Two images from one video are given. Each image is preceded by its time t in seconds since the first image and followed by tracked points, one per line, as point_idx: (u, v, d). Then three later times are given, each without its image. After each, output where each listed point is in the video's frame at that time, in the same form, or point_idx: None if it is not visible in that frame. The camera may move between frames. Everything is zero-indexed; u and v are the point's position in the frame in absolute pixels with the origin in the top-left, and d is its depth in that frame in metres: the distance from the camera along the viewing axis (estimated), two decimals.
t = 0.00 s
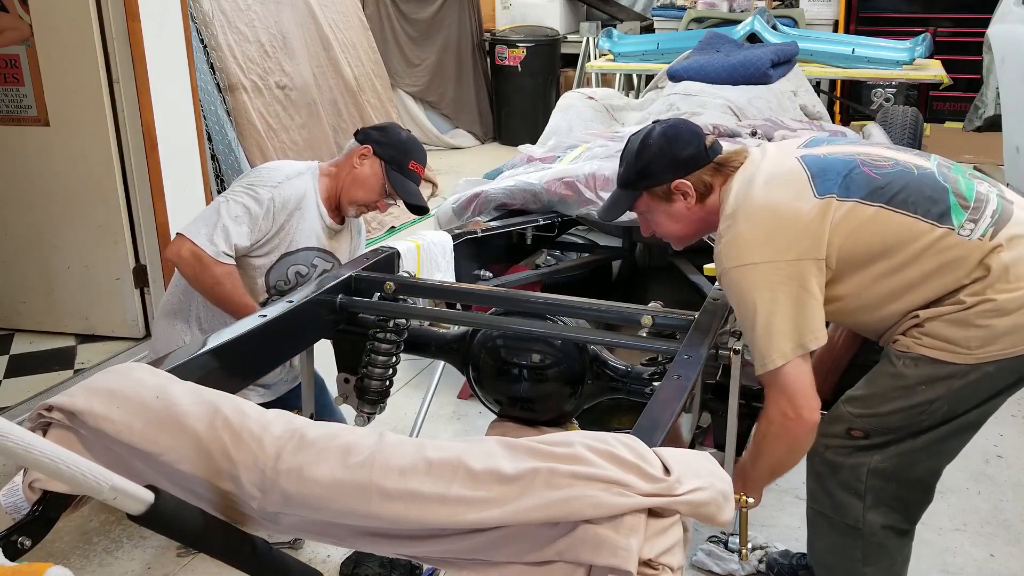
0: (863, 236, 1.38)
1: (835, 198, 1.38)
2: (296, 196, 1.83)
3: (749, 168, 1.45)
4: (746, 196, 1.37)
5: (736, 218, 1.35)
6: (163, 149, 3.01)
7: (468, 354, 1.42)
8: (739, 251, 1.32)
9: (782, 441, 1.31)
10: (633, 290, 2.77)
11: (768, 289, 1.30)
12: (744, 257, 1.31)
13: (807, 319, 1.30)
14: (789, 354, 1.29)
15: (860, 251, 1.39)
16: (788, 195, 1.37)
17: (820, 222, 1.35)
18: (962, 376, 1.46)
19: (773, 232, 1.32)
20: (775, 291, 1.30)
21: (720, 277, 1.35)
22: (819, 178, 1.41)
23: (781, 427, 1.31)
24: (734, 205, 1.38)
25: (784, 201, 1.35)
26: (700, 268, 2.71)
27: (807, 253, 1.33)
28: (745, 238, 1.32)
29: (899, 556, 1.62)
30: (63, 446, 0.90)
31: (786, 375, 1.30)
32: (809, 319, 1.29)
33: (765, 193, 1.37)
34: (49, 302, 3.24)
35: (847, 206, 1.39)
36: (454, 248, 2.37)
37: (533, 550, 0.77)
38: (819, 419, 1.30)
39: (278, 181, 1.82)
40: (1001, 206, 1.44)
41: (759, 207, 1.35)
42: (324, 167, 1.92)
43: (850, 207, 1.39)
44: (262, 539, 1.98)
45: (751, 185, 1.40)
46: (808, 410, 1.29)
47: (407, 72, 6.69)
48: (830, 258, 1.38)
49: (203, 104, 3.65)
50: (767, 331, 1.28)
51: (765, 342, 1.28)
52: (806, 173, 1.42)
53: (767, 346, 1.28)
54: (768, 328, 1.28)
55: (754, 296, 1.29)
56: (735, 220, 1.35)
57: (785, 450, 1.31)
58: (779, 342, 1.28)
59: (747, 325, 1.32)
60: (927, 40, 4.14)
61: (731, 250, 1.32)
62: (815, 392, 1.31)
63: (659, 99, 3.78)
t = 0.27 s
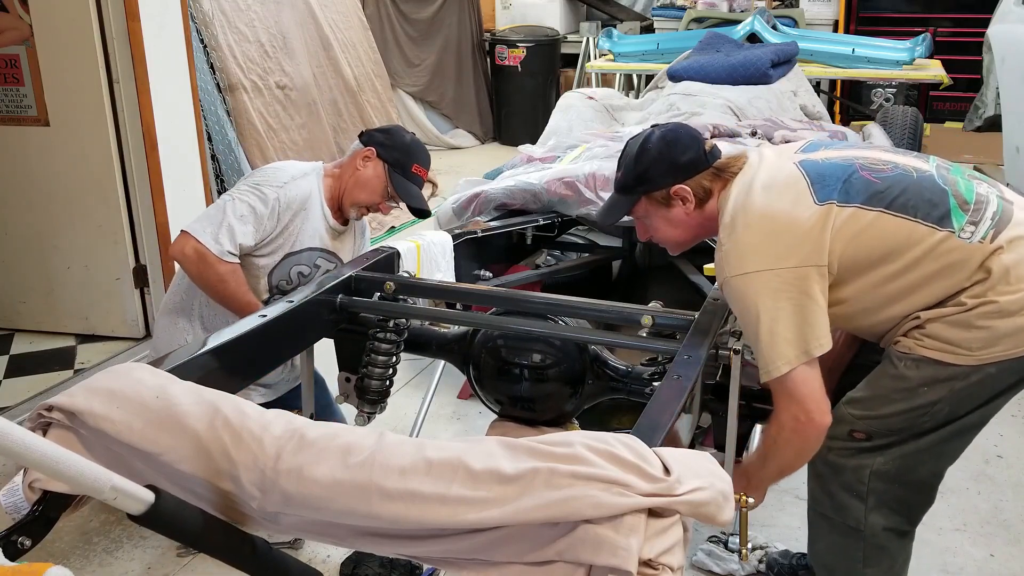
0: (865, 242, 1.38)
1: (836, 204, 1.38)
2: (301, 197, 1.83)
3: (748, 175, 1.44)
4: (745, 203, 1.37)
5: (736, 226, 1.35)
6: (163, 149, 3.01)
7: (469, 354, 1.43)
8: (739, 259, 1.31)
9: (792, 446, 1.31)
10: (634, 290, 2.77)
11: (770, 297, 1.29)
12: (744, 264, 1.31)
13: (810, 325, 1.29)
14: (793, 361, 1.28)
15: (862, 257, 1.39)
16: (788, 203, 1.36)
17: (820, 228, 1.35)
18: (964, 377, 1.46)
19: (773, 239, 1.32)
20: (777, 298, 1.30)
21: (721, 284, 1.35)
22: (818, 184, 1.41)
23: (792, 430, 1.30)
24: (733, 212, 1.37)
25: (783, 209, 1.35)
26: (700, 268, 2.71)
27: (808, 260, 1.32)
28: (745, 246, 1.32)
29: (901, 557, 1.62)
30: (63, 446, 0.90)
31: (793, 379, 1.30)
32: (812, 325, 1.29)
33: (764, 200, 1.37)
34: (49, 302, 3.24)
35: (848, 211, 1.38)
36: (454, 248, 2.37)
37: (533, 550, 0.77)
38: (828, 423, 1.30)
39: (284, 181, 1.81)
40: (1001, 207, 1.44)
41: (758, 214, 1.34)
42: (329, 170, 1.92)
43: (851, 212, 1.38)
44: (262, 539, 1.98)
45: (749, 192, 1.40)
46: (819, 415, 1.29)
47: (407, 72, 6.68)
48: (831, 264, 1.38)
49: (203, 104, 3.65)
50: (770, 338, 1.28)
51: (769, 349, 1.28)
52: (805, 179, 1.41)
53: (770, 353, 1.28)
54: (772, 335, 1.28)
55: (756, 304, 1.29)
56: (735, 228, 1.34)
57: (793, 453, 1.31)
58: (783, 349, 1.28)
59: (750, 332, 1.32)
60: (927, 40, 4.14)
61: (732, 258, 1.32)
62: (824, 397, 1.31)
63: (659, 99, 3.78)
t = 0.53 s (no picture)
0: (864, 243, 1.38)
1: (837, 204, 1.38)
2: (301, 195, 1.83)
3: (750, 172, 1.44)
4: (746, 201, 1.37)
5: (735, 224, 1.35)
6: (163, 149, 3.01)
7: (469, 353, 1.43)
8: (738, 256, 1.31)
9: (778, 442, 1.33)
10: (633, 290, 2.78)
11: (766, 296, 1.30)
12: (742, 262, 1.31)
13: (804, 325, 1.30)
14: (785, 360, 1.29)
15: (861, 259, 1.39)
16: (789, 202, 1.36)
17: (820, 228, 1.35)
18: (964, 380, 1.46)
19: (772, 238, 1.32)
20: (774, 297, 1.30)
21: (718, 281, 1.35)
22: (821, 183, 1.41)
23: (778, 429, 1.32)
24: (734, 210, 1.37)
25: (784, 207, 1.35)
26: (700, 267, 2.72)
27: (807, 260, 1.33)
28: (744, 244, 1.32)
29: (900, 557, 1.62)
30: (63, 446, 0.90)
31: (784, 379, 1.30)
32: (806, 326, 1.30)
33: (765, 198, 1.36)
34: (49, 302, 3.24)
35: (849, 212, 1.38)
36: (454, 248, 2.37)
37: (533, 550, 0.77)
38: (814, 420, 1.32)
39: (284, 179, 1.81)
40: (1004, 211, 1.44)
41: (759, 212, 1.34)
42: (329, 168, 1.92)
43: (852, 213, 1.38)
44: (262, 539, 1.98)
45: (752, 189, 1.39)
46: (804, 412, 1.31)
47: (407, 72, 6.68)
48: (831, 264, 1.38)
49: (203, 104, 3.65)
50: (763, 337, 1.29)
51: (762, 348, 1.29)
52: (808, 178, 1.41)
53: (763, 352, 1.29)
54: (765, 335, 1.28)
55: (752, 302, 1.29)
56: (735, 225, 1.35)
57: (780, 451, 1.33)
58: (775, 349, 1.28)
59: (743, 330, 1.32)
60: (927, 40, 4.14)
61: (730, 255, 1.32)
62: (810, 395, 1.32)
63: (659, 99, 3.78)
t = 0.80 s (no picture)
0: (870, 246, 1.38)
1: (843, 208, 1.38)
2: (302, 195, 1.83)
3: (757, 175, 1.45)
4: (752, 204, 1.37)
5: (740, 227, 1.36)
6: (163, 149, 3.01)
7: (470, 353, 1.43)
8: (743, 260, 1.32)
9: (787, 448, 1.31)
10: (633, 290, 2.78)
11: (772, 299, 1.30)
12: (748, 266, 1.31)
13: (810, 329, 1.30)
14: (791, 363, 1.29)
15: (866, 263, 1.39)
16: (795, 205, 1.37)
17: (826, 231, 1.35)
18: (965, 383, 1.46)
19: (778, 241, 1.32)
20: (779, 301, 1.30)
21: (724, 284, 1.36)
22: (827, 187, 1.41)
23: (786, 433, 1.31)
24: (740, 213, 1.38)
25: (790, 210, 1.35)
26: (700, 267, 2.72)
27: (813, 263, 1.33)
28: (749, 248, 1.32)
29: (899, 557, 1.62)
30: (63, 446, 0.90)
31: (790, 382, 1.30)
32: (812, 329, 1.30)
33: (771, 201, 1.37)
34: (50, 302, 3.24)
35: (854, 216, 1.39)
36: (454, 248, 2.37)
37: (533, 550, 0.77)
38: (823, 425, 1.30)
39: (286, 179, 1.81)
40: (1009, 217, 1.45)
41: (765, 216, 1.35)
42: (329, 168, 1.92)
43: (857, 217, 1.39)
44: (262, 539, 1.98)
45: (758, 192, 1.40)
46: (813, 417, 1.29)
47: (407, 72, 6.69)
48: (837, 267, 1.38)
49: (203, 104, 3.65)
50: (768, 340, 1.29)
51: (767, 351, 1.29)
52: (814, 182, 1.41)
53: (768, 355, 1.29)
54: (770, 338, 1.29)
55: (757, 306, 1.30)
56: (741, 229, 1.35)
57: (791, 456, 1.31)
58: (780, 352, 1.29)
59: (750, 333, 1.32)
60: (927, 40, 4.14)
61: (735, 259, 1.33)
62: (819, 400, 1.31)
63: (659, 99, 3.78)
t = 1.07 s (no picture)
0: (882, 236, 1.39)
1: (857, 197, 1.39)
2: (280, 190, 1.82)
3: (772, 161, 1.45)
4: (768, 187, 1.38)
5: (753, 210, 1.36)
6: (163, 149, 3.01)
7: (469, 353, 1.43)
8: (757, 243, 1.32)
9: (785, 432, 1.33)
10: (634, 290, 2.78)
11: (783, 284, 1.31)
12: (760, 249, 1.32)
13: (818, 316, 1.31)
14: (796, 349, 1.31)
15: (878, 254, 1.40)
16: (811, 190, 1.37)
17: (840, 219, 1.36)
18: (970, 383, 1.46)
19: (793, 226, 1.32)
20: (791, 286, 1.31)
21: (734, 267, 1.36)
22: (842, 176, 1.41)
23: (784, 419, 1.33)
24: (755, 196, 1.38)
25: (805, 195, 1.36)
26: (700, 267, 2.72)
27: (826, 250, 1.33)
28: (763, 231, 1.33)
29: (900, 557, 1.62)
30: (63, 446, 0.90)
31: (792, 367, 1.31)
32: (820, 316, 1.31)
33: (787, 185, 1.37)
34: (50, 302, 3.24)
35: (869, 206, 1.39)
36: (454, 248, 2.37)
37: (533, 550, 0.77)
38: (820, 409, 1.32)
39: (261, 176, 1.82)
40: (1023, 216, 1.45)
41: (781, 199, 1.35)
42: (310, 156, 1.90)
43: (871, 207, 1.39)
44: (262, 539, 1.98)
45: (773, 177, 1.40)
46: (811, 401, 1.32)
47: (407, 72, 6.68)
48: (848, 256, 1.39)
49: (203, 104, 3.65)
50: (776, 325, 1.30)
51: (775, 335, 1.30)
52: (830, 170, 1.42)
53: (774, 339, 1.31)
54: (778, 322, 1.30)
55: (769, 290, 1.31)
56: (755, 212, 1.35)
57: (787, 443, 1.33)
58: (786, 336, 1.30)
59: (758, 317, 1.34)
60: (927, 40, 4.14)
61: (748, 242, 1.33)
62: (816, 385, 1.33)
63: (659, 99, 3.78)
